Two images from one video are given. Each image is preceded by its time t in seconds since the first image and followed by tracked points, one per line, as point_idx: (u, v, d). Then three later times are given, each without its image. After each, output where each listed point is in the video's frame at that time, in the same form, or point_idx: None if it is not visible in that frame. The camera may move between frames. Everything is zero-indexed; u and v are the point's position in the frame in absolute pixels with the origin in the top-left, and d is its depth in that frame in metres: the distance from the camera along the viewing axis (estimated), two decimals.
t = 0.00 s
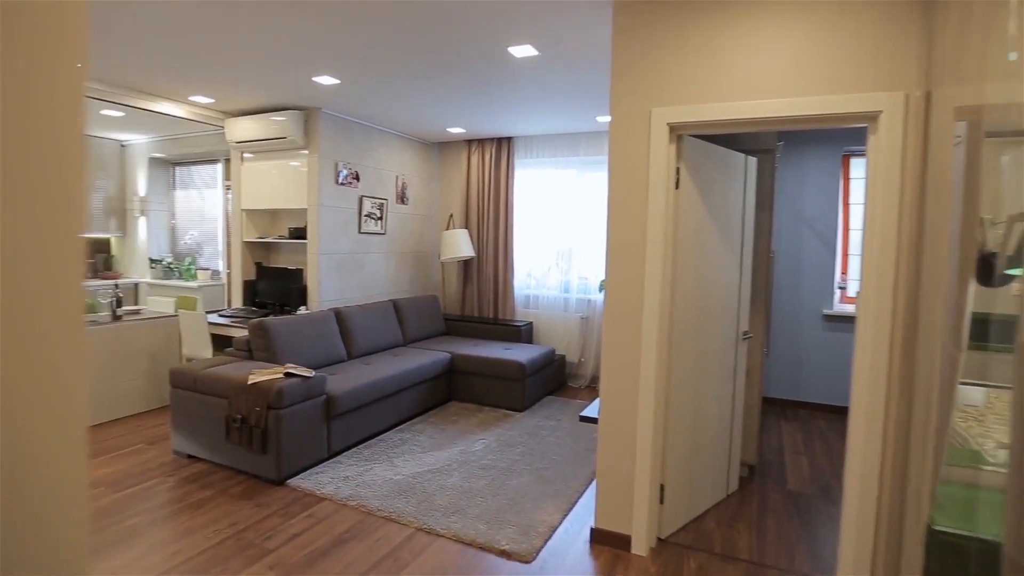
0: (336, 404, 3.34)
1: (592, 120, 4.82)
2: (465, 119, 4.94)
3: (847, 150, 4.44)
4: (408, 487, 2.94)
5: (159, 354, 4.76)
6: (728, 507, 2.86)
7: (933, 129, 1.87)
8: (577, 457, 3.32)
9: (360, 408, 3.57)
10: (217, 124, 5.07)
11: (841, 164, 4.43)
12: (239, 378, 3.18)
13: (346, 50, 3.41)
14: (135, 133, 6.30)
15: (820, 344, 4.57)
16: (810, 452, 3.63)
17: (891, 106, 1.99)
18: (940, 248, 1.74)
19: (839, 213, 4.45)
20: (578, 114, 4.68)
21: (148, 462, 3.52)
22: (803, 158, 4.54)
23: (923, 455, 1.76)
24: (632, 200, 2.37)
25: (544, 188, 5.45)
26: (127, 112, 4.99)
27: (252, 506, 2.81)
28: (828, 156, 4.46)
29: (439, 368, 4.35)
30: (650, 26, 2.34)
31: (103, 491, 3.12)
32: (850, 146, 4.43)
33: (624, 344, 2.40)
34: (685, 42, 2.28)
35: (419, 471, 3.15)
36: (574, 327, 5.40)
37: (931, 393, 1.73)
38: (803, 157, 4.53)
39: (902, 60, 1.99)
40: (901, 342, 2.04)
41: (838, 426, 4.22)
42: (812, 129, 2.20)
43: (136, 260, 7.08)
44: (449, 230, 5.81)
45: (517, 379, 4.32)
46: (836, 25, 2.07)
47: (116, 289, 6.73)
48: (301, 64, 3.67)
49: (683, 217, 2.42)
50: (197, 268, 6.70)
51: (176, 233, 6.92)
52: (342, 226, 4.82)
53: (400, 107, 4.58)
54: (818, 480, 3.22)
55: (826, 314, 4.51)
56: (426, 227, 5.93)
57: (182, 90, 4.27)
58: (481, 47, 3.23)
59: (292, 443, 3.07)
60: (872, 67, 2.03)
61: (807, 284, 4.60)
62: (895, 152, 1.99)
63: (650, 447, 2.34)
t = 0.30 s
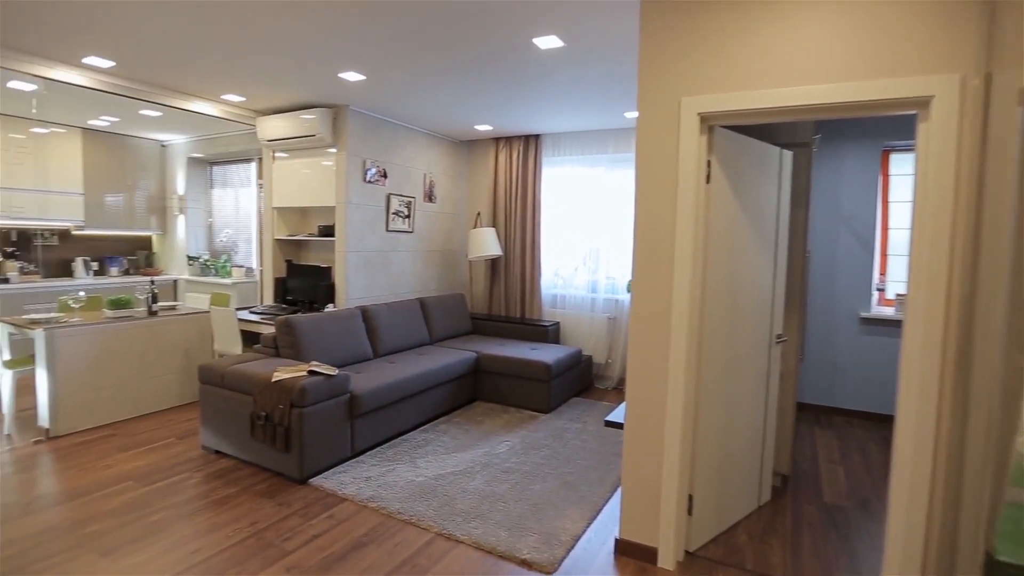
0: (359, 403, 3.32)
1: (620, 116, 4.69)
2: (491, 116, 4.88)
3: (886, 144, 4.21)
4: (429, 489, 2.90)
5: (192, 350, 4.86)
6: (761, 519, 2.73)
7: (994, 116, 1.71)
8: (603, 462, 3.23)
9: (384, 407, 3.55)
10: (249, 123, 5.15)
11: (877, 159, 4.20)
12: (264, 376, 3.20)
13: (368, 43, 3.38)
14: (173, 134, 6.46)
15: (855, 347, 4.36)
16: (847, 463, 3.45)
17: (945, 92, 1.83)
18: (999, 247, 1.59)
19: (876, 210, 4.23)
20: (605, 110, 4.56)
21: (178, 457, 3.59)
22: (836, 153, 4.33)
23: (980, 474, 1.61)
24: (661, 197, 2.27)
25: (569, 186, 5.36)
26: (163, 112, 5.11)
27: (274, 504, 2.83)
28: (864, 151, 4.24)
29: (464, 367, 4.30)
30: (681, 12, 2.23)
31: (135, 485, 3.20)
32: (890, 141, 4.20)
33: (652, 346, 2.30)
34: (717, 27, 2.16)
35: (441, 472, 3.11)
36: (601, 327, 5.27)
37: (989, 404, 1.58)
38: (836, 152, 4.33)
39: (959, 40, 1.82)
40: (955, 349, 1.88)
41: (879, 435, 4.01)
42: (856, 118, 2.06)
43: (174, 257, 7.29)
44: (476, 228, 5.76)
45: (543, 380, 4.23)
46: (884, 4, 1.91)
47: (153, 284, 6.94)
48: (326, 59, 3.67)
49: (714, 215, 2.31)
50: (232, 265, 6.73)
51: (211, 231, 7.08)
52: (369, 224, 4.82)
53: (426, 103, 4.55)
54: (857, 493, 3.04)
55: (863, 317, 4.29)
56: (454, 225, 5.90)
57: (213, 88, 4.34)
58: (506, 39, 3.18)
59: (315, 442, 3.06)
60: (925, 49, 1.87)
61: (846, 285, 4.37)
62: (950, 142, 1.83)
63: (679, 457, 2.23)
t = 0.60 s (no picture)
0: (382, 402, 3.28)
1: (651, 111, 4.53)
2: (520, 112, 4.79)
3: (941, 138, 3.95)
4: (452, 491, 2.83)
5: (224, 345, 4.93)
6: (801, 534, 2.57)
7: None
8: (633, 468, 3.10)
9: (408, 406, 3.50)
10: (279, 122, 5.20)
11: (934, 152, 3.94)
12: (288, 373, 3.20)
13: (392, 38, 3.34)
14: (209, 134, 6.60)
15: (905, 353, 4.11)
16: (896, 476, 3.23)
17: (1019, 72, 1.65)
18: None
19: (930, 208, 3.97)
20: (636, 104, 4.40)
21: (207, 452, 3.62)
22: (888, 147, 4.09)
23: None
24: (695, 190, 2.14)
25: (599, 184, 5.22)
26: (197, 112, 5.21)
27: (296, 502, 2.82)
28: (917, 146, 3.99)
29: (490, 367, 4.22)
30: None
31: (164, 479, 3.24)
32: (946, 133, 3.93)
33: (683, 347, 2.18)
34: (757, 9, 2.02)
35: (465, 474, 3.03)
36: (631, 328, 5.10)
37: None
38: (888, 146, 4.09)
39: None
40: None
41: (930, 447, 3.76)
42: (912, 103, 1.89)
43: (210, 255, 7.46)
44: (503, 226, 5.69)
45: (570, 381, 4.09)
46: None
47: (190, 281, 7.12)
48: (353, 56, 3.64)
49: (752, 210, 2.17)
50: (265, 263, 6.81)
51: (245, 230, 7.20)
52: (396, 222, 4.80)
53: (453, 100, 4.49)
54: (908, 509, 2.83)
55: (914, 321, 4.04)
56: (482, 223, 5.83)
57: (243, 87, 4.39)
58: (534, 32, 3.10)
59: (338, 441, 3.04)
60: (994, 25, 1.69)
61: (895, 287, 4.13)
62: None
63: (713, 468, 2.10)
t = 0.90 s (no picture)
0: (406, 402, 3.20)
1: (686, 102, 4.33)
2: (550, 107, 4.67)
3: (1012, 126, 3.63)
4: (476, 496, 2.72)
5: (254, 342, 4.95)
6: (855, 558, 2.36)
7: None
8: (668, 477, 2.92)
9: (433, 407, 3.41)
10: (309, 121, 5.22)
11: (1005, 141, 3.64)
12: (312, 371, 3.16)
13: (413, 31, 3.25)
14: (243, 135, 6.70)
15: (970, 360, 3.81)
16: (962, 496, 2.96)
17: None
18: None
19: (1000, 202, 3.66)
20: (670, 96, 4.22)
21: (234, 448, 3.61)
22: (953, 136, 3.80)
23: None
24: (736, 180, 1.96)
25: (632, 180, 5.04)
26: (230, 112, 5.27)
27: (319, 502, 2.76)
28: (985, 135, 3.69)
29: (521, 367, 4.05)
30: None
31: (192, 474, 3.24)
32: (1018, 120, 3.61)
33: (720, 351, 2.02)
34: None
35: (491, 478, 2.92)
36: (666, 329, 4.90)
37: None
38: (953, 135, 3.80)
39: None
40: None
41: (1000, 464, 3.45)
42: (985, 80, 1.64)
43: (246, 254, 7.58)
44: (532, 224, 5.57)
45: (602, 384, 3.82)
46: None
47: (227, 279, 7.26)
48: (376, 50, 3.58)
49: (799, 202, 1.98)
50: (297, 260, 6.88)
51: (278, 228, 7.25)
52: (423, 219, 4.74)
53: (480, 94, 4.39)
54: (978, 535, 2.58)
55: (981, 325, 3.74)
56: (511, 221, 5.72)
57: (272, 86, 4.41)
58: (564, 22, 2.98)
59: (362, 440, 2.98)
60: None
61: (958, 288, 3.83)
62: None
63: (757, 480, 1.94)
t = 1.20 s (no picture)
0: (435, 402, 3.13)
1: (729, 92, 4.11)
2: (584, 101, 4.53)
3: None
4: (504, 503, 2.62)
5: (291, 339, 5.00)
6: None
7: None
8: (708, 488, 2.74)
9: (462, 409, 3.31)
10: (343, 120, 5.25)
11: None
12: (341, 370, 3.14)
13: (438, 25, 3.18)
14: (283, 135, 6.81)
15: None
16: None
17: None
18: None
19: None
20: (710, 87, 4.02)
21: (267, 445, 3.64)
22: None
23: None
24: (780, 175, 1.70)
25: (671, 174, 4.82)
26: (268, 113, 5.37)
27: (345, 504, 2.72)
28: None
29: (555, 369, 3.92)
30: None
31: (225, 470, 3.27)
32: None
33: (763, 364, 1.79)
34: None
35: (521, 484, 2.81)
36: (708, 330, 4.67)
37: None
38: None
39: None
40: None
41: None
42: None
43: (287, 252, 7.71)
44: (568, 221, 5.44)
45: (639, 387, 3.63)
46: None
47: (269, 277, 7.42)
48: (402, 45, 3.52)
49: (856, 194, 1.75)
50: (336, 258, 6.94)
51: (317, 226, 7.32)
52: (456, 216, 4.67)
53: (511, 88, 4.27)
54: None
55: None
56: (547, 217, 5.60)
57: (305, 85, 4.46)
58: (596, 9, 2.85)
59: (389, 442, 2.93)
60: None
61: None
62: None
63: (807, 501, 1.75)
